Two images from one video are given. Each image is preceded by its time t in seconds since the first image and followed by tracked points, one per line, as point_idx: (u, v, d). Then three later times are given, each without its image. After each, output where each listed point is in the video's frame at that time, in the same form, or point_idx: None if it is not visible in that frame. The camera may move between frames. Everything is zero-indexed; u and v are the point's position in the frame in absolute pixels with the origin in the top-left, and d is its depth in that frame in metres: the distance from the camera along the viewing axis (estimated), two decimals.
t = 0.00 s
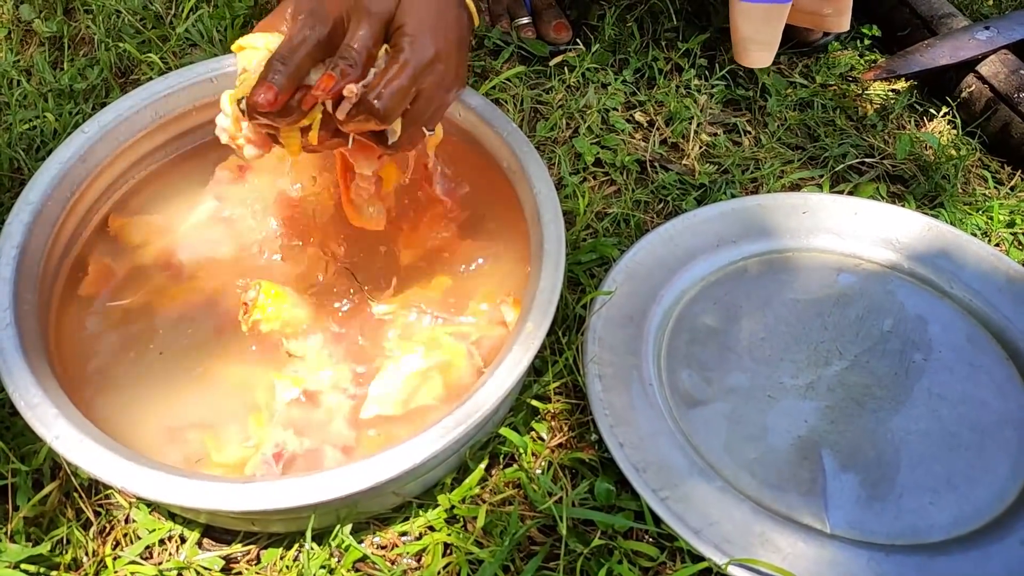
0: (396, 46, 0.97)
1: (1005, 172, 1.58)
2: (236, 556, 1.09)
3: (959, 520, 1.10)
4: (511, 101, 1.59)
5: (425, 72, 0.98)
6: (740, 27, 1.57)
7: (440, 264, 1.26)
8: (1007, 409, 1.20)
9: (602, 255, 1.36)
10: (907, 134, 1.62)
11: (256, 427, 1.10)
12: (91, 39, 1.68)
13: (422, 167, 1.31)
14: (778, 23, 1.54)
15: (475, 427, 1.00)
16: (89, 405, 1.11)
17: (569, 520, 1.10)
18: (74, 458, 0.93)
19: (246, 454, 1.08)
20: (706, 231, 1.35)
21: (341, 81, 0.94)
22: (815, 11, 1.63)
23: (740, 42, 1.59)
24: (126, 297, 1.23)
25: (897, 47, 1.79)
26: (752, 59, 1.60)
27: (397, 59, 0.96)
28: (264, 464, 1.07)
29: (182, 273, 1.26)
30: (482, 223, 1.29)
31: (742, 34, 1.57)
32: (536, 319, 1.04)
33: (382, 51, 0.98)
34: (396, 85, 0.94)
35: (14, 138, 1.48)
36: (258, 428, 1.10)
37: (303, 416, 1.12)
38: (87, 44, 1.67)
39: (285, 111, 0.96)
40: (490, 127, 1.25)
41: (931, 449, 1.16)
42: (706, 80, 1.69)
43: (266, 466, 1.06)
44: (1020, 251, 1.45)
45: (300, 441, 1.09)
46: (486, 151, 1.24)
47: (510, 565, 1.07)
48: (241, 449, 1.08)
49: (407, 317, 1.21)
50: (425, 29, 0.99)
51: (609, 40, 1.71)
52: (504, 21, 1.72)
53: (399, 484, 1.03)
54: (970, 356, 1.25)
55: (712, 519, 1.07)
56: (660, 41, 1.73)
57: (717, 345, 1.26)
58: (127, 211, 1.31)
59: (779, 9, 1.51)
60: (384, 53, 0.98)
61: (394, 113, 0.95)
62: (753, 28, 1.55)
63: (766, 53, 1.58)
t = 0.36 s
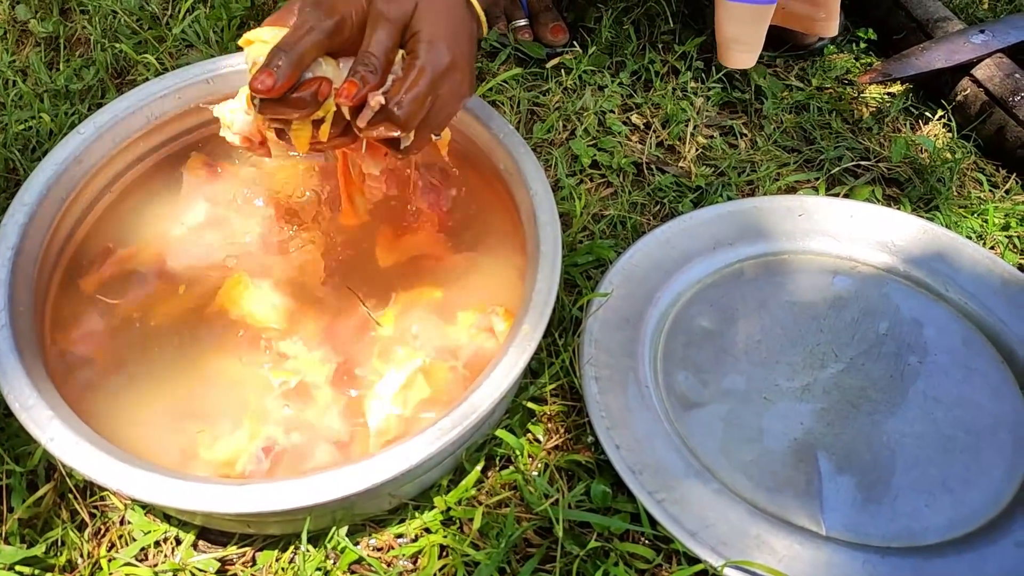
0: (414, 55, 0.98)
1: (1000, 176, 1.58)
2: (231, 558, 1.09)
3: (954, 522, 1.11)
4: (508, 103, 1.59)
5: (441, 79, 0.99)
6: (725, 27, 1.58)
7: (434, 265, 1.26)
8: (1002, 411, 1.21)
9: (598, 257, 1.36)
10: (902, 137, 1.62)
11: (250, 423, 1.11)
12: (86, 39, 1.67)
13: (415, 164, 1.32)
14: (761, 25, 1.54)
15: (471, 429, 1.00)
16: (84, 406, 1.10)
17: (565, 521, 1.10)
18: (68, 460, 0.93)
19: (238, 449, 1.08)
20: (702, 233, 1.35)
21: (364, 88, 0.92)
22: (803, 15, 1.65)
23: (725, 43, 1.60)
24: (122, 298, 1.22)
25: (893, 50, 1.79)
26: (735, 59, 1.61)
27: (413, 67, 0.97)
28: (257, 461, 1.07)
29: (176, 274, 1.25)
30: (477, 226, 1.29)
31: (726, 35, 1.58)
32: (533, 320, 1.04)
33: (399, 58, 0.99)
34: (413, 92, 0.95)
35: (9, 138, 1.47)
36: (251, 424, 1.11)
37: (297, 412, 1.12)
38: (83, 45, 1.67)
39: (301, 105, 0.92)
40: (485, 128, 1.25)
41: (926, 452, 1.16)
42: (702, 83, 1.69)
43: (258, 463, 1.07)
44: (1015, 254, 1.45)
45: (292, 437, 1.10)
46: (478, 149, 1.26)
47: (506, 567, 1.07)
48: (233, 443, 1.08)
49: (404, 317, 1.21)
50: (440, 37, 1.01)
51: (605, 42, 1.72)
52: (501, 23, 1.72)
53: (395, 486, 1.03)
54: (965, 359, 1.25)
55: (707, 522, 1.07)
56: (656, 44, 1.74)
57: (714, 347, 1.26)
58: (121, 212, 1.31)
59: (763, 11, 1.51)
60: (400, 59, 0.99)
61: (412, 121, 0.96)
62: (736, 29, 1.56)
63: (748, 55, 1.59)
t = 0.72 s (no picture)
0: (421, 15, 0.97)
1: (1003, 177, 1.58)
2: (235, 558, 1.09)
3: (957, 523, 1.11)
4: (511, 104, 1.59)
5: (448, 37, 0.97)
6: (732, 29, 1.56)
7: (437, 264, 1.26)
8: (1006, 412, 1.20)
9: (601, 258, 1.36)
10: (906, 138, 1.62)
11: (262, 415, 1.12)
12: (91, 41, 1.68)
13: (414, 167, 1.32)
14: (770, 26, 1.53)
15: (474, 429, 1.00)
16: (87, 406, 1.11)
17: (568, 522, 1.10)
18: (73, 460, 0.93)
19: (251, 441, 1.09)
20: (704, 234, 1.35)
21: (368, 43, 0.91)
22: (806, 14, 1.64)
23: (734, 45, 1.58)
24: (126, 299, 1.23)
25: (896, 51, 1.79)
26: (747, 61, 1.60)
27: (423, 29, 0.95)
28: (268, 457, 1.08)
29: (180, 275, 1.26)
30: (480, 225, 1.29)
31: (734, 36, 1.57)
32: (536, 321, 1.05)
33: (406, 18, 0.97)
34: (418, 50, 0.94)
35: (14, 140, 1.48)
36: (264, 416, 1.12)
37: (307, 407, 1.13)
38: (87, 46, 1.67)
39: (298, 59, 0.92)
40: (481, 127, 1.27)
41: (929, 452, 1.16)
42: (706, 84, 1.69)
43: (270, 455, 1.08)
44: (1018, 255, 1.45)
45: (304, 429, 1.11)
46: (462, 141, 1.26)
47: (509, 567, 1.07)
48: (246, 434, 1.10)
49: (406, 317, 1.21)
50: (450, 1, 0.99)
51: (608, 43, 1.72)
52: (504, 24, 1.73)
53: (398, 486, 1.03)
54: (968, 360, 1.25)
55: (710, 522, 1.07)
56: (659, 45, 1.74)
57: (717, 348, 1.26)
58: (126, 214, 1.31)
59: (770, 12, 1.50)
60: (408, 20, 0.97)
61: (417, 85, 0.94)
62: (744, 30, 1.54)
63: (758, 56, 1.58)
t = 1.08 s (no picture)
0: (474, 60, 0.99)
1: (1009, 174, 1.57)
2: (239, 557, 1.10)
3: (962, 521, 1.10)
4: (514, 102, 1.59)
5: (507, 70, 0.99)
6: (740, 20, 1.56)
7: (444, 263, 1.26)
8: (1012, 410, 1.20)
9: (605, 256, 1.36)
10: (911, 135, 1.62)
11: (275, 404, 1.13)
12: (95, 40, 1.68)
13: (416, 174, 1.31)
14: (778, 15, 1.53)
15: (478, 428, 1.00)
16: (93, 405, 1.11)
17: (572, 520, 1.10)
18: (77, 458, 0.93)
19: (257, 429, 1.10)
20: (708, 232, 1.34)
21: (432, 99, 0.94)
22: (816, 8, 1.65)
23: (742, 35, 1.58)
24: (130, 298, 1.23)
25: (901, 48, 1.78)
26: (754, 52, 1.59)
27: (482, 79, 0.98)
28: (273, 456, 1.08)
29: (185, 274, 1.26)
30: (485, 224, 1.29)
31: (742, 27, 1.56)
32: (539, 319, 1.04)
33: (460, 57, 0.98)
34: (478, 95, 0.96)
35: (19, 139, 1.48)
36: (277, 405, 1.13)
37: (313, 404, 1.13)
38: (92, 45, 1.68)
39: (327, 103, 0.98)
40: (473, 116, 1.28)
41: (934, 451, 1.16)
42: (710, 81, 1.69)
43: (271, 451, 1.09)
44: None
45: (308, 426, 1.11)
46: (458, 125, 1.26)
47: (513, 566, 1.07)
48: (253, 418, 1.11)
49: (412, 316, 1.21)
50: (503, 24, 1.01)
51: (612, 41, 1.71)
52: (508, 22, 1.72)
53: (402, 485, 1.03)
54: (974, 358, 1.25)
55: (715, 521, 1.07)
56: (663, 42, 1.73)
57: (721, 346, 1.26)
58: (129, 213, 1.31)
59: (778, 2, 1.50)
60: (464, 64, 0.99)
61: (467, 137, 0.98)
62: (754, 21, 1.54)
63: (767, 46, 1.58)
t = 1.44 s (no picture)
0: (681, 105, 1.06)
1: (1010, 173, 1.57)
2: (240, 557, 1.10)
3: (963, 521, 1.10)
4: (515, 102, 1.59)
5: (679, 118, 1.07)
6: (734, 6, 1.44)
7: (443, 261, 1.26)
8: (1013, 410, 1.20)
9: (605, 256, 1.36)
10: (912, 134, 1.61)
11: (291, 388, 1.14)
12: (96, 40, 1.68)
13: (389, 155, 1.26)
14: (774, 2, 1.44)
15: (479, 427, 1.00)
16: (94, 404, 1.11)
17: (573, 520, 1.10)
18: (79, 457, 0.93)
19: (271, 411, 1.11)
20: (709, 231, 1.34)
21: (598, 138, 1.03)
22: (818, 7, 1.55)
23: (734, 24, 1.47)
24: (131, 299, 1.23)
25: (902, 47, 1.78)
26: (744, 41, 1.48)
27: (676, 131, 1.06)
28: (276, 454, 1.08)
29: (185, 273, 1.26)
30: (487, 223, 1.29)
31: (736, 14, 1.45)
32: (541, 318, 1.04)
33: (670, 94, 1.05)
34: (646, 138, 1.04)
35: (19, 139, 1.48)
36: (293, 390, 1.14)
37: (317, 399, 1.13)
38: (92, 46, 1.68)
39: (299, 97, 1.00)
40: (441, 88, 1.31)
41: (935, 450, 1.16)
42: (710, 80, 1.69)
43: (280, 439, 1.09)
44: None
45: (321, 415, 1.12)
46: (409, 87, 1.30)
47: (514, 566, 1.07)
48: (268, 399, 1.13)
49: (412, 316, 1.21)
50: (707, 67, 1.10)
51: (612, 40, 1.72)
52: (508, 21, 1.72)
53: (403, 485, 1.03)
54: (975, 357, 1.25)
55: (716, 520, 1.07)
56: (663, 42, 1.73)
57: (722, 346, 1.25)
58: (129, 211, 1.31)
59: None
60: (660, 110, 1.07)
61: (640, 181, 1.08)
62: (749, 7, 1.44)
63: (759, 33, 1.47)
